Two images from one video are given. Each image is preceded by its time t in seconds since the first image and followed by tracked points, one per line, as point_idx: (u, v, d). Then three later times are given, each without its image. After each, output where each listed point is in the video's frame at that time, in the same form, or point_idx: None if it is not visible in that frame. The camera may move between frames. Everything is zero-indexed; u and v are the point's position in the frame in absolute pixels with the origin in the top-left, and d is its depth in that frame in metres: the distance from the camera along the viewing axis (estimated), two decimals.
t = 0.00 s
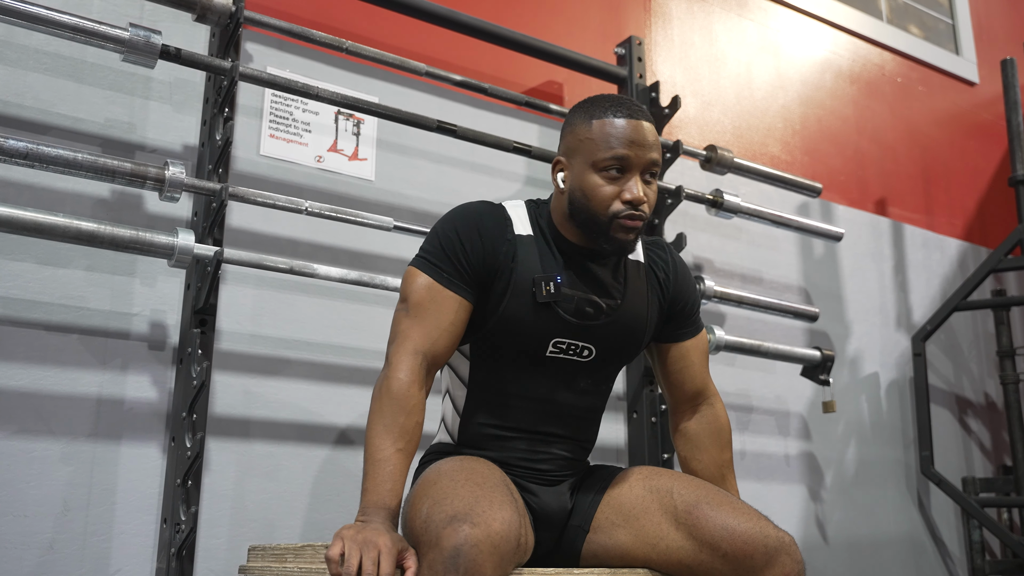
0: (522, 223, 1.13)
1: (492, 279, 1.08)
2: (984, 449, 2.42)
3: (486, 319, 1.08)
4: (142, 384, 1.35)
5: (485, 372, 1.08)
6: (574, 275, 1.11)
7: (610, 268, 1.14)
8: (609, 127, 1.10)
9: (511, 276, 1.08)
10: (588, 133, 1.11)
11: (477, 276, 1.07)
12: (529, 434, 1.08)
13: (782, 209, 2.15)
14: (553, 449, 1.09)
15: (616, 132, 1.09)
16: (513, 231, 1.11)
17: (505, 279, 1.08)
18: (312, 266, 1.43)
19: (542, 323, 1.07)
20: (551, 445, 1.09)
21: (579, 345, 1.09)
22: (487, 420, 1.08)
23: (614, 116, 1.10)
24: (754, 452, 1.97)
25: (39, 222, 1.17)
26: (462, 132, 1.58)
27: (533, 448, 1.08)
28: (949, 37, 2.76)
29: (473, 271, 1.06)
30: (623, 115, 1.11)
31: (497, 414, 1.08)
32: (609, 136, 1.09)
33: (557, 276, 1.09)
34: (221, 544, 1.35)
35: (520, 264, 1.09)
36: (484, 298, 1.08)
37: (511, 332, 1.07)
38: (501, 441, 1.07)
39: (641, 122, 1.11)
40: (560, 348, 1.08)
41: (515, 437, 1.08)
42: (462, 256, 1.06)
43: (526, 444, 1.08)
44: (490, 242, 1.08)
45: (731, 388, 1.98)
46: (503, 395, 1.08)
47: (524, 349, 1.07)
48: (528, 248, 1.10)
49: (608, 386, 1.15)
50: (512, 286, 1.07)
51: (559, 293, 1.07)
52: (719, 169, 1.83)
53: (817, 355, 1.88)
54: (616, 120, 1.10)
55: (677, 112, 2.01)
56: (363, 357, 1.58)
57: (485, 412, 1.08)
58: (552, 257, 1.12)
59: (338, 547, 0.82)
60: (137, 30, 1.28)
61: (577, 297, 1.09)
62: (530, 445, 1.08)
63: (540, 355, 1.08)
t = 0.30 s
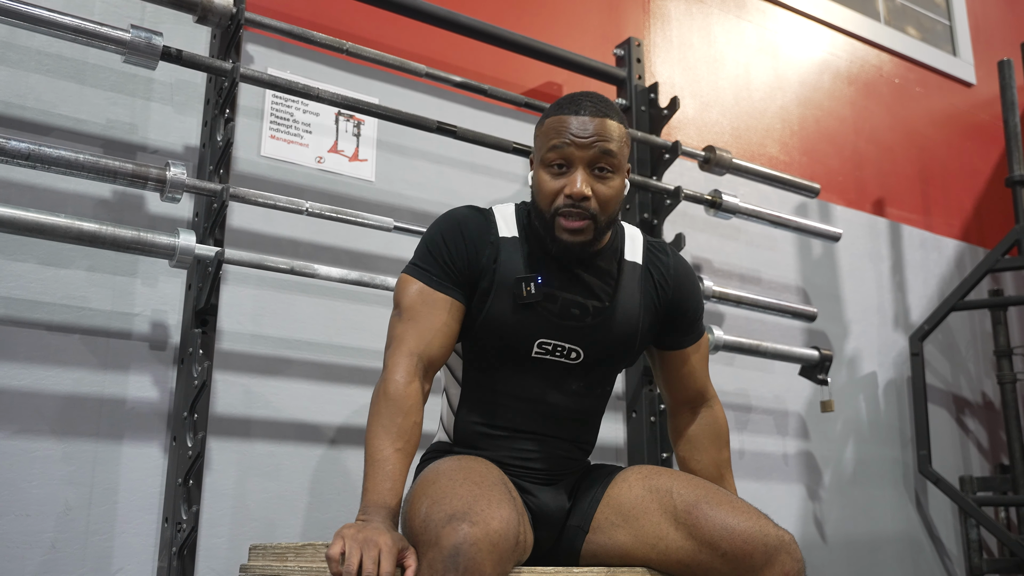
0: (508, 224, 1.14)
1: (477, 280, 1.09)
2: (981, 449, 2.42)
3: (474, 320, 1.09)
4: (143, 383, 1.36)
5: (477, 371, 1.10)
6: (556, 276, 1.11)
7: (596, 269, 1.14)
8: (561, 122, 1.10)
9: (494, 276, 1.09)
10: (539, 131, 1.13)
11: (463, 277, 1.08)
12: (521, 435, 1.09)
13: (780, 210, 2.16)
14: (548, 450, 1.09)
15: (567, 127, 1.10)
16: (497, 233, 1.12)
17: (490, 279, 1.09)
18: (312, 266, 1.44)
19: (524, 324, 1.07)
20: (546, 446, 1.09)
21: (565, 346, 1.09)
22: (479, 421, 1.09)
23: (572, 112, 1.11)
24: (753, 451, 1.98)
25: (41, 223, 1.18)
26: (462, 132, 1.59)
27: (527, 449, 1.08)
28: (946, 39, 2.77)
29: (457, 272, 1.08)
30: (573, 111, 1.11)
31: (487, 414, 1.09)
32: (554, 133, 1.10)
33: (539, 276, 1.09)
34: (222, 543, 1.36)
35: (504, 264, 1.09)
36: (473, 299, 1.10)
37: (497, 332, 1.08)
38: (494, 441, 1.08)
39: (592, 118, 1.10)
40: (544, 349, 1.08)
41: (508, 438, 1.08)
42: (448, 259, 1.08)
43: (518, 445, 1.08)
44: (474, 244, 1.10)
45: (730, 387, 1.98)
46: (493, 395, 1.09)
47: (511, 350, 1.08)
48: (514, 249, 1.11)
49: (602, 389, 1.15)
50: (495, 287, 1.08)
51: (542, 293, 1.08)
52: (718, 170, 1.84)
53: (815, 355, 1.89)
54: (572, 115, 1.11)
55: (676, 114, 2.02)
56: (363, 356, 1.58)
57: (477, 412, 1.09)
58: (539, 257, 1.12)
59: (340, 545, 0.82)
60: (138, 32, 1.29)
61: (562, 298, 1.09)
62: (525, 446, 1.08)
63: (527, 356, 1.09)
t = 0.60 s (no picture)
0: (514, 221, 1.14)
1: (482, 278, 1.10)
2: (979, 448, 2.43)
3: (478, 318, 1.09)
4: (144, 383, 1.37)
5: (479, 370, 1.10)
6: (562, 275, 1.12)
7: (601, 268, 1.15)
8: (568, 129, 1.09)
9: (500, 275, 1.09)
10: (546, 138, 1.11)
11: (468, 275, 1.09)
12: (523, 433, 1.09)
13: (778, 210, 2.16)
14: (548, 449, 1.10)
15: (574, 133, 1.09)
16: (503, 230, 1.12)
17: (495, 277, 1.09)
18: (313, 266, 1.45)
19: (530, 322, 1.08)
20: (547, 445, 1.10)
21: (568, 344, 1.10)
22: (480, 420, 1.09)
23: (575, 116, 1.10)
24: (751, 451, 1.98)
25: (43, 224, 1.19)
26: (462, 133, 1.59)
27: (527, 449, 1.09)
28: (944, 40, 2.78)
29: (463, 270, 1.08)
30: (580, 114, 1.10)
31: (490, 413, 1.09)
32: (566, 139, 1.09)
33: (545, 275, 1.10)
34: (223, 542, 1.37)
35: (510, 263, 1.10)
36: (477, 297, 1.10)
37: (502, 330, 1.08)
38: (496, 441, 1.09)
39: (598, 119, 1.10)
40: (549, 347, 1.09)
41: (510, 436, 1.09)
42: (454, 256, 1.08)
43: (520, 443, 1.09)
44: (481, 241, 1.10)
45: (729, 387, 1.99)
46: (496, 394, 1.10)
47: (515, 348, 1.09)
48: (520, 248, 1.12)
49: (603, 387, 1.16)
50: (500, 284, 1.09)
51: (548, 291, 1.09)
52: (717, 171, 1.85)
53: (814, 355, 1.89)
54: (577, 120, 1.10)
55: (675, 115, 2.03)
56: (364, 356, 1.59)
57: (478, 411, 1.10)
58: (542, 256, 1.13)
59: (338, 544, 0.83)
60: (140, 33, 1.29)
61: (566, 296, 1.10)
62: (525, 445, 1.09)
63: (530, 353, 1.09)
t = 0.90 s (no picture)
0: (529, 220, 1.15)
1: (497, 277, 1.09)
2: (977, 448, 2.44)
3: (490, 316, 1.09)
4: (145, 383, 1.37)
5: (488, 369, 1.10)
6: (576, 276, 1.12)
7: (613, 268, 1.16)
8: (588, 137, 1.10)
9: (516, 274, 1.09)
10: (566, 148, 1.11)
11: (483, 274, 1.08)
12: (532, 433, 1.10)
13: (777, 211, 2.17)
14: (554, 449, 1.11)
15: (595, 140, 1.10)
16: (519, 229, 1.13)
17: (510, 277, 1.09)
18: (313, 266, 1.45)
19: (544, 322, 1.08)
20: (554, 444, 1.11)
21: (580, 343, 1.10)
22: (490, 420, 1.10)
23: (591, 124, 1.11)
24: (750, 450, 1.99)
25: (44, 224, 1.19)
26: (462, 134, 1.60)
27: (534, 448, 1.10)
28: (942, 41, 2.78)
29: (478, 269, 1.08)
30: (597, 121, 1.11)
31: (499, 412, 1.10)
32: (589, 147, 1.10)
33: (561, 275, 1.10)
34: (224, 541, 1.37)
35: (525, 262, 1.10)
36: (489, 295, 1.10)
37: (515, 329, 1.08)
38: (503, 440, 1.09)
39: (616, 125, 1.11)
40: (562, 346, 1.09)
41: (518, 435, 1.09)
42: (469, 254, 1.07)
43: (527, 443, 1.09)
44: (496, 239, 1.10)
45: (727, 387, 1.99)
46: (506, 393, 1.10)
47: (527, 347, 1.09)
48: (533, 247, 1.12)
49: (609, 384, 1.16)
50: (516, 284, 1.09)
51: (564, 291, 1.09)
52: (716, 171, 1.85)
53: (812, 355, 1.90)
54: (595, 128, 1.11)
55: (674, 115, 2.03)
56: (364, 356, 1.59)
57: (488, 410, 1.10)
58: (555, 256, 1.13)
59: (340, 543, 0.83)
60: (141, 34, 1.29)
61: (579, 296, 1.11)
62: (532, 445, 1.09)
63: (542, 352, 1.09)
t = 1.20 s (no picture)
0: (538, 222, 1.15)
1: (507, 278, 1.09)
2: (977, 448, 2.44)
3: (500, 317, 1.09)
4: (146, 383, 1.37)
5: (494, 370, 1.10)
6: (586, 277, 1.13)
7: (620, 268, 1.16)
8: (604, 136, 1.11)
9: (527, 275, 1.09)
10: (583, 145, 1.12)
11: (493, 275, 1.08)
12: (537, 433, 1.10)
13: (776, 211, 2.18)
14: (559, 448, 1.11)
15: (612, 140, 1.10)
16: (529, 231, 1.13)
17: (521, 278, 1.09)
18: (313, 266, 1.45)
19: (556, 322, 1.08)
20: (558, 444, 1.11)
21: (590, 343, 1.11)
22: (495, 420, 1.10)
23: (608, 124, 1.12)
24: (749, 450, 1.99)
25: (45, 224, 1.19)
26: (462, 135, 1.60)
27: (539, 448, 1.10)
28: (942, 41, 2.79)
29: (489, 270, 1.08)
30: (616, 120, 1.12)
31: (506, 412, 1.10)
32: (606, 145, 1.10)
33: (571, 276, 1.10)
34: (224, 541, 1.37)
35: (535, 264, 1.10)
36: (498, 297, 1.10)
37: (525, 330, 1.08)
38: (509, 440, 1.10)
39: (633, 126, 1.12)
40: (571, 347, 1.10)
41: (523, 435, 1.10)
42: (478, 256, 1.07)
43: (532, 443, 1.10)
44: (506, 241, 1.10)
45: (727, 387, 2.00)
46: (512, 393, 1.10)
47: (537, 347, 1.09)
48: (542, 248, 1.12)
49: (613, 384, 1.17)
50: (528, 286, 1.09)
51: (575, 292, 1.09)
52: (716, 171, 1.85)
53: (812, 355, 1.90)
54: (612, 127, 1.12)
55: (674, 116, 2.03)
56: (364, 356, 1.60)
57: (494, 411, 1.10)
58: (564, 257, 1.14)
59: (340, 543, 0.84)
60: (141, 35, 1.30)
61: (589, 297, 1.11)
62: (537, 445, 1.10)
63: (552, 353, 1.10)
